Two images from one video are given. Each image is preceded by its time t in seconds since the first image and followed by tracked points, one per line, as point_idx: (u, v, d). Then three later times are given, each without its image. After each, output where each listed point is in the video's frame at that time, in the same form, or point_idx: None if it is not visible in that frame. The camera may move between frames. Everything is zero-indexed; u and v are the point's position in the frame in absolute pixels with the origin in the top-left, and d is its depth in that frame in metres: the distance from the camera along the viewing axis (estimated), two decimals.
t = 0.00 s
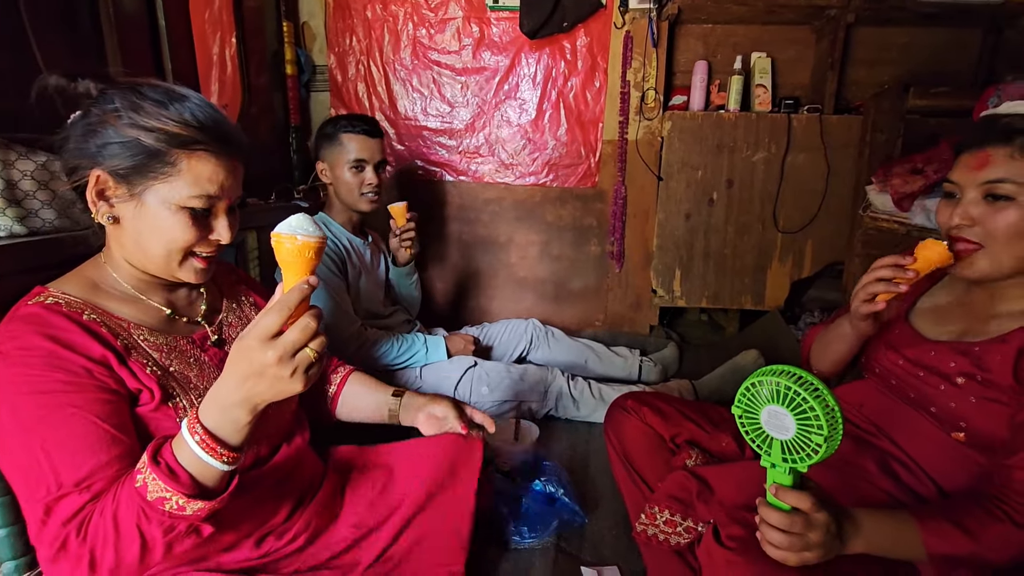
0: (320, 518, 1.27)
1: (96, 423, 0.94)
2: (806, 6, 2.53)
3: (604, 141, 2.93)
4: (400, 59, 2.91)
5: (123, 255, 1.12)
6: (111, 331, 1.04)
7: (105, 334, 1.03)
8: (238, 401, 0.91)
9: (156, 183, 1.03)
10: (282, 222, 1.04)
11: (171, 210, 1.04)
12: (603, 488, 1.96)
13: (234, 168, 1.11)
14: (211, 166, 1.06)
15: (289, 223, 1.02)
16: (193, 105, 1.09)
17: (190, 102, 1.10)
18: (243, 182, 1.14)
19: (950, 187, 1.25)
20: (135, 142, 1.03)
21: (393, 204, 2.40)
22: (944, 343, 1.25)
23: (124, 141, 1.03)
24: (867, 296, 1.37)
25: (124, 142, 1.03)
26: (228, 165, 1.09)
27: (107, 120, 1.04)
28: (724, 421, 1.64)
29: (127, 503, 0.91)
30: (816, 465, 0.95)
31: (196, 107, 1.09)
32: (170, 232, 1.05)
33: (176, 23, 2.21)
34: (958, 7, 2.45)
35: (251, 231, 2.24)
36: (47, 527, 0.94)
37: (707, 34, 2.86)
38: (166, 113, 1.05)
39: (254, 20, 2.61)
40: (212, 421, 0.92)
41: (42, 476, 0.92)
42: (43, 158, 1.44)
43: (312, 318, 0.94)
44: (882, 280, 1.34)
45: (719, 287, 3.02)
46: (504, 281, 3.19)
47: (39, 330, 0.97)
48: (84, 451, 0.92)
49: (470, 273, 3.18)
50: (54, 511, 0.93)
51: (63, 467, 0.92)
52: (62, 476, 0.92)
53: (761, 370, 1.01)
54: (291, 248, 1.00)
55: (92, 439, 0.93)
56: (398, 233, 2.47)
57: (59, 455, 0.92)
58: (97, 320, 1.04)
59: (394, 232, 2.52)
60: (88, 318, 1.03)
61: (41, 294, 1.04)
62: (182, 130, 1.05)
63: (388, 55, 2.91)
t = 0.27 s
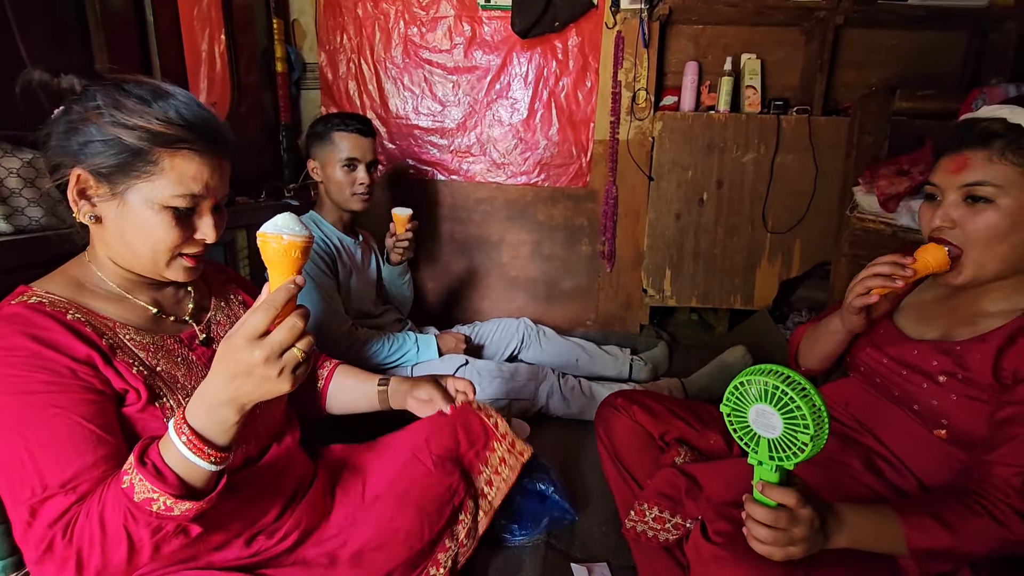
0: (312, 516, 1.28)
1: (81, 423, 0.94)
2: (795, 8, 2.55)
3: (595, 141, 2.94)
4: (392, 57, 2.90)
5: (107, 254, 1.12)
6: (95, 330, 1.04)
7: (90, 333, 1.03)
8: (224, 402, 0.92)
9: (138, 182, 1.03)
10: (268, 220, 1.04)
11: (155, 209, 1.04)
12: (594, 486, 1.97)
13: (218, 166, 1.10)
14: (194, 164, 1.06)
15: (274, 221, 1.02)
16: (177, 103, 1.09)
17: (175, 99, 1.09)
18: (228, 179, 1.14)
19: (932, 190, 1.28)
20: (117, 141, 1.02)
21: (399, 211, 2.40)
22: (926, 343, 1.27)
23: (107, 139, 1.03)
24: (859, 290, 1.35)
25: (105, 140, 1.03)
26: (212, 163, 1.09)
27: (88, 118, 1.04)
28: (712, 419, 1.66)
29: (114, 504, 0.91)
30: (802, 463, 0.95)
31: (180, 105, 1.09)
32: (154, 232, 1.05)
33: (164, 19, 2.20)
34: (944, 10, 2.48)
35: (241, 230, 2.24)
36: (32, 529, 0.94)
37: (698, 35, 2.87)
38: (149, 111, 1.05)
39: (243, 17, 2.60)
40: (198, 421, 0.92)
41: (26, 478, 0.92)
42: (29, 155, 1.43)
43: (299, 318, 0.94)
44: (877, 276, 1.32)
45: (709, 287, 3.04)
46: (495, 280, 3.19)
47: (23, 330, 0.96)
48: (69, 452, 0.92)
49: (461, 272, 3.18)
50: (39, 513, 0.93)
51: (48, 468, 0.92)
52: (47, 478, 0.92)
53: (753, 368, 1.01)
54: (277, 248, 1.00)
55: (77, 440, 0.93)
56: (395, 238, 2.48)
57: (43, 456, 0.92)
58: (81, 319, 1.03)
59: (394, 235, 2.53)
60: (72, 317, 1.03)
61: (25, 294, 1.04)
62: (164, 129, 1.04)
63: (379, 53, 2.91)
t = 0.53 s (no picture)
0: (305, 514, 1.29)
1: (73, 428, 0.94)
2: (785, 10, 2.58)
3: (587, 141, 2.96)
4: (384, 58, 2.91)
5: (96, 258, 1.12)
6: (87, 334, 1.04)
7: (81, 337, 1.02)
8: (217, 407, 0.92)
9: (121, 188, 1.03)
10: (263, 228, 1.04)
11: (138, 215, 1.04)
12: (586, 485, 1.98)
13: (201, 169, 1.09)
14: (177, 169, 1.05)
15: (269, 229, 1.03)
16: (159, 105, 1.07)
17: (157, 102, 1.08)
18: (212, 182, 1.13)
19: (916, 192, 1.30)
20: (97, 146, 1.02)
21: (395, 218, 2.38)
22: (912, 342, 1.29)
23: (88, 145, 1.02)
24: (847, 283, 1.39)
25: (86, 146, 1.02)
26: (194, 167, 1.08)
27: (68, 122, 1.03)
28: (703, 417, 1.67)
29: (108, 509, 0.91)
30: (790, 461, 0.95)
31: (162, 108, 1.07)
32: (140, 238, 1.05)
33: (155, 19, 2.19)
34: (931, 13, 2.52)
35: (232, 231, 2.24)
36: (27, 535, 0.94)
37: (689, 37, 2.89)
38: (129, 115, 1.04)
39: (235, 18, 2.59)
40: (191, 426, 0.92)
41: (19, 484, 0.92)
42: (18, 156, 1.43)
43: (294, 325, 0.94)
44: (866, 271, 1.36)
45: (701, 287, 3.06)
46: (488, 281, 3.20)
47: (15, 336, 0.96)
48: (62, 458, 0.92)
49: (454, 272, 3.19)
50: (33, 518, 0.93)
51: (40, 474, 0.92)
52: (40, 483, 0.92)
53: (746, 365, 1.00)
54: (271, 256, 1.01)
55: (70, 445, 0.93)
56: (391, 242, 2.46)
57: (35, 462, 0.92)
58: (72, 323, 1.03)
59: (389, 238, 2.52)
60: (64, 321, 1.02)
61: (14, 298, 1.03)
62: (145, 133, 1.03)
63: (372, 54, 2.91)
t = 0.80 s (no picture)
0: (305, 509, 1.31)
1: (74, 430, 0.96)
2: (777, 15, 2.61)
3: (583, 145, 2.99)
4: (382, 63, 2.94)
5: (96, 262, 1.13)
6: (90, 336, 1.05)
7: (85, 339, 1.04)
8: (215, 411, 0.94)
9: (119, 194, 1.05)
10: (263, 237, 1.06)
11: (135, 221, 1.06)
12: (582, 484, 2.01)
13: (199, 176, 1.11)
14: (174, 176, 1.07)
15: (269, 238, 1.05)
16: (158, 113, 1.08)
17: (156, 109, 1.09)
18: (210, 187, 1.14)
19: (903, 195, 1.33)
20: (96, 153, 1.04)
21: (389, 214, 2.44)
22: (901, 340, 1.31)
23: (87, 152, 1.04)
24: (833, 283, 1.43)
25: (85, 153, 1.04)
26: (192, 173, 1.09)
27: (68, 129, 1.05)
28: (696, 415, 1.70)
29: (108, 510, 0.93)
30: (780, 457, 0.97)
31: (161, 115, 1.08)
32: (137, 243, 1.08)
33: (155, 25, 2.22)
34: (921, 18, 2.55)
35: (231, 234, 2.26)
36: (28, 533, 0.95)
37: (684, 41, 2.92)
38: (128, 123, 1.05)
39: (234, 23, 2.62)
40: (190, 430, 0.94)
41: (21, 484, 0.93)
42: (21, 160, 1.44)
43: (292, 331, 0.96)
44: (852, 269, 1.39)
45: (696, 289, 3.09)
46: (485, 283, 3.23)
47: (19, 338, 0.97)
48: (65, 459, 0.94)
49: (452, 274, 3.21)
50: (35, 518, 0.95)
51: (42, 476, 0.93)
52: (42, 484, 0.94)
53: (736, 363, 1.01)
54: (270, 265, 1.03)
55: (72, 446, 0.95)
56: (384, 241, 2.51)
57: (37, 463, 0.93)
58: (75, 325, 1.04)
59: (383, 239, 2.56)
60: (68, 323, 1.04)
61: (17, 301, 1.05)
62: (142, 141, 1.05)
63: (370, 59, 2.94)
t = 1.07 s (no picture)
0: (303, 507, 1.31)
1: (74, 429, 0.96)
2: (774, 17, 2.62)
3: (581, 146, 3.00)
4: (381, 65, 2.95)
5: (95, 263, 1.14)
6: (92, 335, 1.06)
7: (87, 338, 1.05)
8: (214, 411, 0.95)
9: (116, 196, 1.06)
10: (262, 238, 1.07)
11: (132, 222, 1.07)
12: (581, 484, 2.01)
13: (196, 177, 1.12)
14: (171, 177, 1.08)
15: (269, 240, 1.06)
16: (155, 115, 1.09)
17: (153, 111, 1.09)
18: (207, 188, 1.15)
19: (897, 195, 1.33)
20: (93, 155, 1.05)
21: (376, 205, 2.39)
22: (897, 339, 1.32)
23: (84, 154, 1.05)
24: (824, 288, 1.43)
25: (83, 155, 1.05)
26: (189, 174, 1.10)
27: (65, 131, 1.06)
28: (694, 414, 1.71)
29: (107, 508, 0.93)
30: (775, 454, 0.97)
31: (158, 117, 1.09)
32: (135, 244, 1.08)
33: (155, 27, 2.23)
34: (918, 20, 2.56)
35: (231, 235, 2.27)
36: (28, 531, 0.96)
37: (681, 43, 2.93)
38: (125, 125, 1.06)
39: (234, 25, 2.63)
40: (189, 429, 0.95)
41: (22, 483, 0.94)
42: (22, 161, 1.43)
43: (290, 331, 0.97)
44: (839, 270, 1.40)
45: (694, 289, 3.09)
46: (485, 284, 3.23)
47: (21, 338, 0.98)
48: (65, 458, 0.94)
49: (451, 275, 3.22)
50: (35, 516, 0.95)
51: (42, 474, 0.94)
52: (41, 482, 0.94)
53: (733, 362, 1.02)
54: (269, 265, 1.04)
55: (73, 445, 0.95)
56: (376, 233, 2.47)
57: (38, 462, 0.94)
58: (76, 325, 1.05)
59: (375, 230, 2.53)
60: (68, 323, 1.04)
61: (18, 301, 1.05)
62: (139, 143, 1.05)
63: (369, 61, 2.95)
